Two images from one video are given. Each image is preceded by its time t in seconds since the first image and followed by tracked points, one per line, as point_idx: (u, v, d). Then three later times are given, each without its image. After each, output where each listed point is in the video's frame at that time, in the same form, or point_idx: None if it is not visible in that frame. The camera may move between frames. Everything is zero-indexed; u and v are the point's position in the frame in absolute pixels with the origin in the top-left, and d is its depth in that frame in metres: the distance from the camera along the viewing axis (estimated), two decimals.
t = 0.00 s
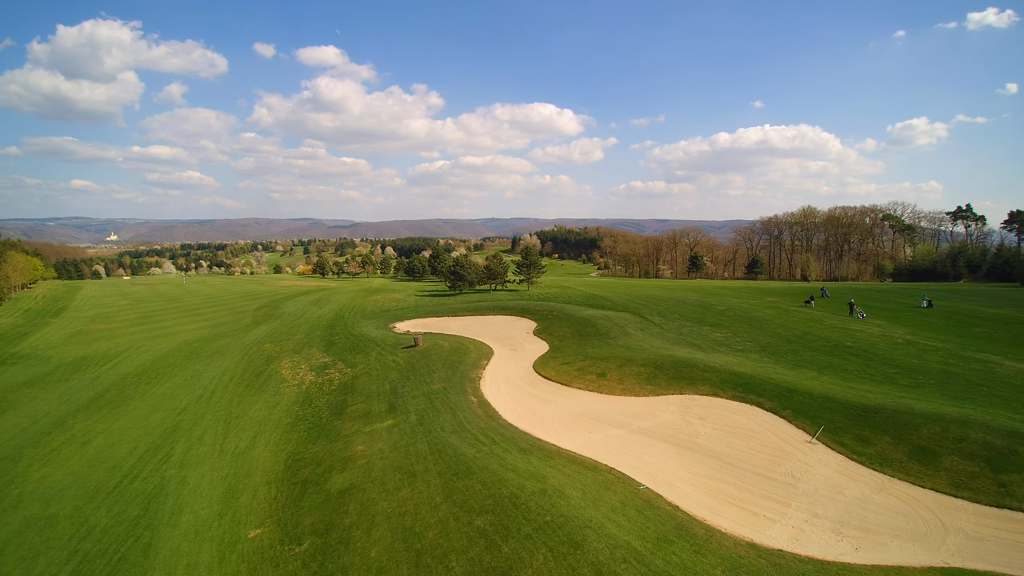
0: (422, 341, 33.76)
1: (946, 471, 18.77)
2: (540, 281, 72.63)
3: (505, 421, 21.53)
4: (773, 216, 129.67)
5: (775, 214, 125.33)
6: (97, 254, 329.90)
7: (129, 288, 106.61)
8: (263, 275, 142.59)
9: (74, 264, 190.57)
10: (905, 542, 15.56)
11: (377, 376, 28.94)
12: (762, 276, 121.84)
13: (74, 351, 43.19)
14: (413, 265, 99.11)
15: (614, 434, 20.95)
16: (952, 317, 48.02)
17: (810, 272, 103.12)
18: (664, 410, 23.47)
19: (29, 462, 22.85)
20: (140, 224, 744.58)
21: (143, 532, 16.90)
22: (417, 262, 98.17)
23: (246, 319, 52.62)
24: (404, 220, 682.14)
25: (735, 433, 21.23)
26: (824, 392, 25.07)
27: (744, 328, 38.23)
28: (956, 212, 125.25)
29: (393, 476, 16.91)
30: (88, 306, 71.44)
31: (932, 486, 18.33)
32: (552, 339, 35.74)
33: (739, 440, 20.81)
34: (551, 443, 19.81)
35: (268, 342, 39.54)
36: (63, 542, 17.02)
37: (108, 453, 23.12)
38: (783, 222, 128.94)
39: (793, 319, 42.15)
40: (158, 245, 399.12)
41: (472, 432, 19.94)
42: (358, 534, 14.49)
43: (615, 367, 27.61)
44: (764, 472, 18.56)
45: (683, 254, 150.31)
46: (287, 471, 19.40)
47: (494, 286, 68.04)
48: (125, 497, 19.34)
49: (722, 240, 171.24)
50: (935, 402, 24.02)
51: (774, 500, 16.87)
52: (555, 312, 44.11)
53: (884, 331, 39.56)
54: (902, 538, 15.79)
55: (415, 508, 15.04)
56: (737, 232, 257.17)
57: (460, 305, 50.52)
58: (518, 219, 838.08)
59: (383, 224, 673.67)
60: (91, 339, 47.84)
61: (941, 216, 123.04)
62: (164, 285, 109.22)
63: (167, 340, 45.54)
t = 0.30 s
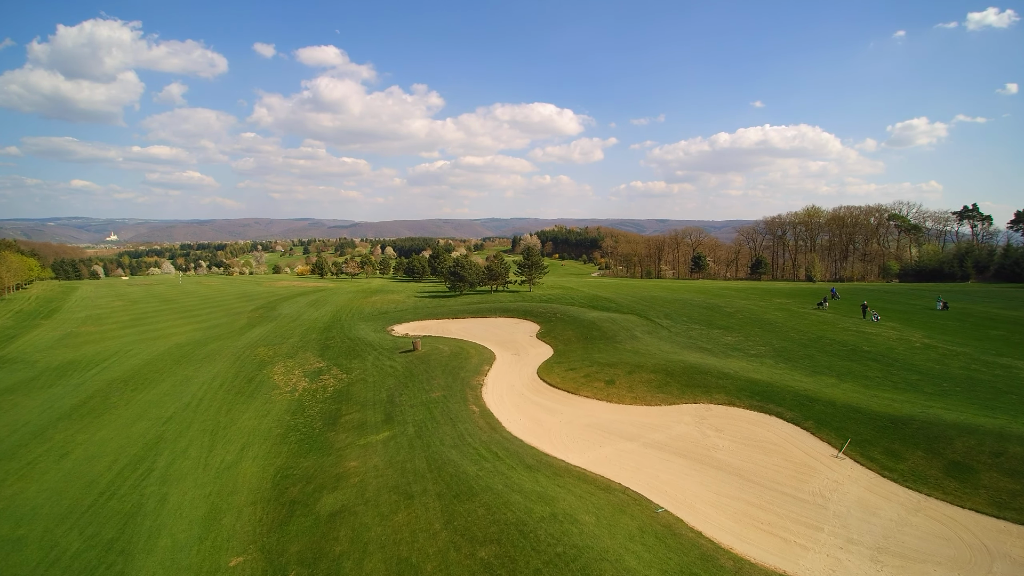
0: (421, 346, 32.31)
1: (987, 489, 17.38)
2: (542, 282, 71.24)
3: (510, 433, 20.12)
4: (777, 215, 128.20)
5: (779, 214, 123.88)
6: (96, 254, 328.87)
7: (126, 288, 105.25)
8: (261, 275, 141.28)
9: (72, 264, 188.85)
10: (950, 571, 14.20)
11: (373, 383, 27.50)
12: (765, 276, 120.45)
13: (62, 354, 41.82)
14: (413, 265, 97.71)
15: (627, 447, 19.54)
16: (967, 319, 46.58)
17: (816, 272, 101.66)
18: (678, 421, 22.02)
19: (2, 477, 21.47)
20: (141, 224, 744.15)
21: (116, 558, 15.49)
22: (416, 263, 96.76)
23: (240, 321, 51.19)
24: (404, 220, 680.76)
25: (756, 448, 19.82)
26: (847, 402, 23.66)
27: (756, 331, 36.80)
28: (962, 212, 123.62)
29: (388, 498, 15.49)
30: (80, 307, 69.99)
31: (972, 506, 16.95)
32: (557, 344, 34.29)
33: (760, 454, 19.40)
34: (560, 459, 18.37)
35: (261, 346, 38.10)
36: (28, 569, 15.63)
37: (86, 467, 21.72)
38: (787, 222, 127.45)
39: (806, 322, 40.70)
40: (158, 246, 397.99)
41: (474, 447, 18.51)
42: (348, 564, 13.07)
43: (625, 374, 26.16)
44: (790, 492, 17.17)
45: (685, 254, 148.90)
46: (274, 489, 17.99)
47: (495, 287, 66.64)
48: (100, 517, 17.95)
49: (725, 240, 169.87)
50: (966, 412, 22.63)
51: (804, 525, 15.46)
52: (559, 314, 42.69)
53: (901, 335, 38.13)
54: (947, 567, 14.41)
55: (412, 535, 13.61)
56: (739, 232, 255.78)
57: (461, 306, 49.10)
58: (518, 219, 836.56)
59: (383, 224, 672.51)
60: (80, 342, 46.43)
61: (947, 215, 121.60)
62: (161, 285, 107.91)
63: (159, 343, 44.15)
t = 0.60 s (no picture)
0: (421, 351, 30.85)
1: None
2: (544, 283, 69.89)
3: (516, 449, 18.73)
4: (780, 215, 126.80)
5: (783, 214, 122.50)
6: (95, 254, 328.37)
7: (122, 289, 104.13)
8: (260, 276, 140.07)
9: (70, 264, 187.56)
10: None
11: (370, 392, 26.08)
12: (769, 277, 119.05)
13: (50, 359, 40.47)
14: (413, 266, 96.41)
15: (642, 465, 18.13)
16: (984, 322, 45.15)
17: (821, 273, 100.28)
18: (695, 435, 20.60)
19: None
20: (141, 224, 742.71)
21: None
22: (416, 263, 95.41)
23: (235, 323, 49.80)
24: (404, 220, 679.33)
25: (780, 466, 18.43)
26: (873, 415, 22.28)
27: (769, 335, 35.40)
28: (968, 212, 122.11)
29: (383, 525, 14.08)
30: (73, 309, 68.61)
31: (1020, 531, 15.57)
32: (562, 349, 32.86)
33: (786, 474, 18.00)
34: (571, 478, 16.97)
35: (255, 351, 36.70)
36: None
37: (62, 485, 20.34)
38: (790, 222, 126.06)
39: (819, 326, 39.32)
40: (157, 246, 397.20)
41: (478, 465, 17.12)
42: None
43: (636, 383, 24.73)
44: (822, 518, 15.76)
45: (688, 255, 147.53)
46: (260, 512, 16.59)
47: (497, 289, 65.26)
48: (72, 543, 16.58)
49: (728, 240, 168.39)
50: (1001, 425, 21.27)
51: (842, 555, 14.06)
52: (563, 317, 41.29)
53: (918, 340, 36.73)
54: None
55: (409, 570, 12.19)
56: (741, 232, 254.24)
57: (462, 309, 47.71)
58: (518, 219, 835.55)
59: (383, 224, 671.57)
60: (69, 346, 45.04)
61: (953, 216, 120.15)
62: (158, 286, 106.56)
63: (150, 347, 42.78)
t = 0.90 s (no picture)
0: (420, 357, 29.39)
1: None
2: (547, 285, 68.52)
3: (524, 468, 17.37)
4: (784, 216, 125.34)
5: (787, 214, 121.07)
6: (95, 253, 328.26)
7: (118, 290, 102.90)
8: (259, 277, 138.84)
9: (68, 264, 186.26)
10: None
11: (367, 402, 24.74)
12: (773, 278, 117.56)
13: (37, 364, 39.18)
14: (413, 267, 95.09)
15: (661, 487, 16.79)
16: (1002, 325, 43.73)
17: (827, 274, 98.84)
18: (716, 452, 19.23)
19: None
20: (141, 224, 743.34)
21: None
22: (416, 264, 94.05)
23: (230, 326, 48.45)
24: (404, 219, 677.99)
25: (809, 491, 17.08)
26: (903, 429, 20.93)
27: (783, 340, 34.03)
28: (976, 212, 120.42)
29: (379, 559, 12.72)
30: (66, 311, 67.26)
31: None
32: (569, 355, 31.44)
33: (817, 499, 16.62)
34: (585, 502, 15.59)
35: (248, 356, 35.32)
36: None
37: (37, 505, 19.04)
38: (794, 222, 124.59)
39: (834, 331, 37.94)
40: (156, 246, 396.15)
41: (483, 487, 15.77)
42: None
43: (649, 393, 23.32)
44: (859, 550, 14.45)
45: (690, 255, 146.11)
46: (245, 539, 15.24)
47: (498, 290, 63.90)
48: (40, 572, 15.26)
49: (730, 240, 166.92)
50: None
51: None
52: (568, 320, 39.91)
53: (938, 345, 35.32)
54: None
55: None
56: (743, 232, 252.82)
57: (463, 312, 46.34)
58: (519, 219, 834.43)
59: (384, 224, 670.65)
60: (59, 350, 43.73)
61: (959, 216, 118.60)
62: (155, 287, 104.99)
63: (141, 351, 41.48)
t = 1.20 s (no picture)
0: (420, 364, 27.95)
1: None
2: (549, 287, 67.19)
3: (534, 491, 16.04)
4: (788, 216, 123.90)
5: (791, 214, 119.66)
6: (94, 253, 327.22)
7: (114, 291, 101.57)
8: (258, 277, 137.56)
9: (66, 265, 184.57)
10: None
11: (364, 413, 23.36)
12: (777, 279, 116.12)
13: (23, 370, 37.85)
14: (413, 268, 93.75)
15: (682, 512, 15.46)
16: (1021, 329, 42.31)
17: (832, 275, 97.37)
18: (739, 473, 17.92)
19: None
20: (141, 224, 741.85)
21: None
22: (417, 265, 92.72)
23: (225, 330, 47.10)
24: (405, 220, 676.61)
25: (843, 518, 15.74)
26: (936, 446, 19.60)
27: (799, 347, 32.68)
28: (983, 212, 118.79)
29: None
30: (59, 313, 65.92)
31: None
32: (575, 362, 30.06)
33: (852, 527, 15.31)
34: (600, 531, 14.23)
35: (241, 363, 33.92)
36: None
37: (7, 529, 17.70)
38: (799, 223, 123.16)
39: (849, 337, 36.60)
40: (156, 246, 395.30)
41: (488, 514, 14.42)
42: None
43: (663, 406, 21.94)
44: None
45: (693, 256, 144.72)
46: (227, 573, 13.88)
47: (500, 293, 62.54)
48: None
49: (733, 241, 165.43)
50: None
51: None
52: (573, 324, 38.54)
53: (959, 351, 33.93)
54: None
55: None
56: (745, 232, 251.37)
57: (464, 315, 44.97)
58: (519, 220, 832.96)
59: (384, 224, 669.51)
60: (47, 355, 42.40)
61: (965, 216, 117.05)
62: (151, 288, 103.66)
63: (132, 356, 40.15)
